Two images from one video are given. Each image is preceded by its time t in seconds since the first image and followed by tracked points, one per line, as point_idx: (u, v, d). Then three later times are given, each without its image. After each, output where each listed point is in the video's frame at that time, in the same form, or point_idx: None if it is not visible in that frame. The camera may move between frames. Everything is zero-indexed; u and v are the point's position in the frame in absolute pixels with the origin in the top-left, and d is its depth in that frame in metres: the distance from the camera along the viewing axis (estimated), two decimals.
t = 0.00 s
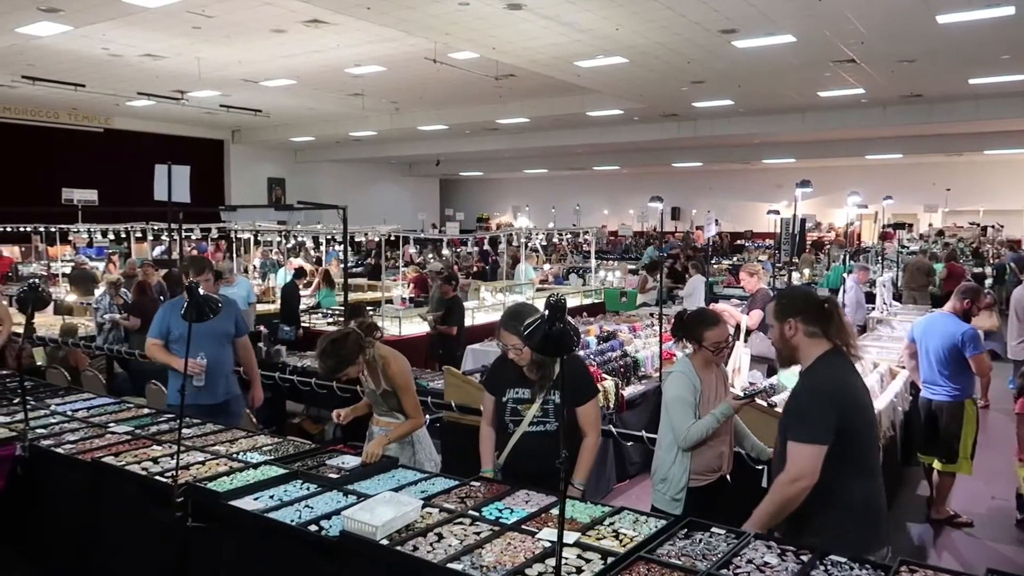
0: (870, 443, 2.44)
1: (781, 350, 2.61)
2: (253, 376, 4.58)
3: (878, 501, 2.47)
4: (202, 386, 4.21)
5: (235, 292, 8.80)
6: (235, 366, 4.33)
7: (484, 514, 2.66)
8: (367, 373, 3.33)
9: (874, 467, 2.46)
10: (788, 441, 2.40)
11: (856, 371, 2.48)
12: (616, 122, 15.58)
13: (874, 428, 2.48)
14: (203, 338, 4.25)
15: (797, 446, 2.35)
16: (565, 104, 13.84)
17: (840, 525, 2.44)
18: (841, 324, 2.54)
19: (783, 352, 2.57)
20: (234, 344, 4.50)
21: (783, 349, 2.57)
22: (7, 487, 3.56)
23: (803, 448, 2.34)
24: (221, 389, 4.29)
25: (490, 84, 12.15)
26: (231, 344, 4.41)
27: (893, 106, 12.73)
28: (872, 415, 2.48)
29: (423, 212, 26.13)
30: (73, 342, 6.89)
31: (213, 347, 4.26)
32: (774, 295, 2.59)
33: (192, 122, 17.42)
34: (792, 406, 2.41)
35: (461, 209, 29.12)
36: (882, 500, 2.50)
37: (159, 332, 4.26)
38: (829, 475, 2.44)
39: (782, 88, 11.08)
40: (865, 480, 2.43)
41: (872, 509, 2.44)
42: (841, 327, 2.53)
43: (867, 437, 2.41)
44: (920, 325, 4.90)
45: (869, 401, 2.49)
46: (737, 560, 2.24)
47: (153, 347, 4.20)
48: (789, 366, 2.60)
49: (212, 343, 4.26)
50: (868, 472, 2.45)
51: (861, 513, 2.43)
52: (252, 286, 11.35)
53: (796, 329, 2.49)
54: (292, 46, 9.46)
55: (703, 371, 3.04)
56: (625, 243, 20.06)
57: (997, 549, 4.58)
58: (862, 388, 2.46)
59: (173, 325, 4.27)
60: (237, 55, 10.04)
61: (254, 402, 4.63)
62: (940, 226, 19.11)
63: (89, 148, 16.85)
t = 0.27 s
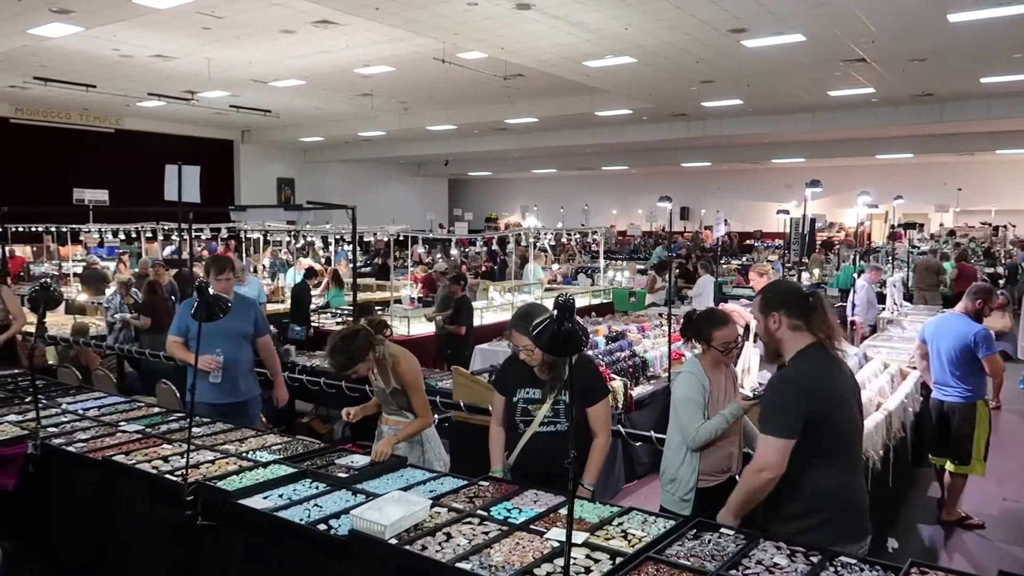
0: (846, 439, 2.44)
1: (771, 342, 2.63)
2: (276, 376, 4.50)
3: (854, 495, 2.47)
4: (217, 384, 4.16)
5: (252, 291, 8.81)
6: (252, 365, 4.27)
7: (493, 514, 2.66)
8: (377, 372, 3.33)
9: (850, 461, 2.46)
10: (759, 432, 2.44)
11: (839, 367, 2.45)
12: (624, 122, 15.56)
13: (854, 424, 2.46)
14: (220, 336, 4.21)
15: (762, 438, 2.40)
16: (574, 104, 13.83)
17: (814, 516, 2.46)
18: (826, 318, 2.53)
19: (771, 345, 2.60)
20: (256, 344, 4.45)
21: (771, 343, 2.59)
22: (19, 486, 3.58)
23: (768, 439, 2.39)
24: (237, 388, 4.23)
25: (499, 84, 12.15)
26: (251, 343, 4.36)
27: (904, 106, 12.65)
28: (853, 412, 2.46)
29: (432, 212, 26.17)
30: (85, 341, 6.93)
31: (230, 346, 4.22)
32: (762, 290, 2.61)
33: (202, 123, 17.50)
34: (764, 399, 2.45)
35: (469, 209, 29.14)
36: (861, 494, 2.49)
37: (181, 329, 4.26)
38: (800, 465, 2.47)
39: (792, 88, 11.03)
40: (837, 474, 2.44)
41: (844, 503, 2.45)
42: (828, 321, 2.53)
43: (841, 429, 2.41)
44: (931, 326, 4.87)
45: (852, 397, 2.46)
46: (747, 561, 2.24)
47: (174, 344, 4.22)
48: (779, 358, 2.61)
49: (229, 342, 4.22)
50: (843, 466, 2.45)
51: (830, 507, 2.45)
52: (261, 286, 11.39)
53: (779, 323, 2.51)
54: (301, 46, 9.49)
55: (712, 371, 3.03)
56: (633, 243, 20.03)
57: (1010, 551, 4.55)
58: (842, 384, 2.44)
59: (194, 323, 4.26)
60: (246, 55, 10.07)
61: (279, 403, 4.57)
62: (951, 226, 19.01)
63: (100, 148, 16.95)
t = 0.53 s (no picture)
0: (822, 435, 2.41)
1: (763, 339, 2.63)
2: (293, 373, 4.51)
3: (832, 491, 2.44)
4: (235, 383, 4.18)
5: (265, 289, 8.63)
6: (270, 363, 4.28)
7: (502, 514, 2.66)
8: (387, 370, 3.34)
9: (827, 458, 2.43)
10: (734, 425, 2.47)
11: (819, 363, 2.43)
12: (634, 121, 15.52)
13: (834, 421, 2.42)
14: (238, 334, 4.23)
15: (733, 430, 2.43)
16: (583, 104, 13.81)
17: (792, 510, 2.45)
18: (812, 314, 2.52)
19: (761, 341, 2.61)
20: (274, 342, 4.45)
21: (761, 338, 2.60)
22: (32, 483, 3.60)
23: (739, 432, 2.41)
24: (256, 386, 4.24)
25: (508, 83, 12.15)
26: (268, 342, 4.36)
27: (916, 105, 12.57)
28: (834, 409, 2.42)
29: (441, 212, 26.20)
30: (97, 340, 6.99)
31: (248, 344, 4.23)
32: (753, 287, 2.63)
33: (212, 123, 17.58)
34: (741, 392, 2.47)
35: (478, 209, 29.15)
36: (841, 492, 2.46)
37: (200, 328, 4.28)
38: (778, 460, 2.47)
39: (802, 87, 10.98)
40: (812, 471, 2.42)
41: (820, 500, 2.42)
42: (814, 317, 2.52)
43: (816, 425, 2.39)
44: (942, 326, 4.84)
45: (832, 394, 2.43)
46: (757, 561, 2.23)
47: (194, 343, 4.24)
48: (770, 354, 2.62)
49: (247, 340, 4.24)
50: (819, 463, 2.42)
51: (805, 501, 2.43)
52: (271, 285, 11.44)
53: (764, 318, 2.53)
54: (311, 46, 9.52)
55: (722, 372, 3.02)
56: (643, 243, 19.99)
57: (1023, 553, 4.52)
58: (821, 380, 2.41)
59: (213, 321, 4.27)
60: (257, 55, 10.12)
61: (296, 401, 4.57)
62: (964, 226, 18.87)
63: (112, 149, 17.05)
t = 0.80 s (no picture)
0: (791, 436, 2.41)
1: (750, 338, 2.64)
2: (302, 373, 4.54)
3: (804, 493, 2.43)
4: (250, 383, 4.19)
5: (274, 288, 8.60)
6: (282, 362, 4.30)
7: (508, 513, 2.66)
8: (394, 369, 3.34)
9: (797, 460, 2.42)
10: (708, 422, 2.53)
11: (793, 364, 2.42)
12: (641, 121, 15.50)
13: (807, 423, 2.40)
14: (251, 334, 4.23)
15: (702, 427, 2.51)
16: (590, 103, 13.81)
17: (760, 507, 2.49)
18: (793, 314, 2.51)
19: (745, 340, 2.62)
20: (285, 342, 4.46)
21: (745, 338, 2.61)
22: (41, 482, 3.63)
23: (709, 430, 2.48)
24: (270, 385, 4.26)
25: (515, 83, 12.15)
26: (280, 341, 4.37)
27: (925, 104, 12.52)
28: (806, 411, 2.40)
29: (448, 212, 26.23)
30: (106, 340, 7.01)
31: (261, 344, 4.24)
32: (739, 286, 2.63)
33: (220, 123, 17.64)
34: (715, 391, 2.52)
35: (485, 209, 29.16)
36: (814, 494, 2.44)
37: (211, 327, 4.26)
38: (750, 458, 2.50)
39: (810, 86, 10.95)
40: (781, 471, 2.43)
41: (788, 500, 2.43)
42: (796, 317, 2.52)
43: (782, 426, 2.40)
44: (952, 325, 4.82)
45: (806, 395, 2.41)
46: (764, 562, 2.22)
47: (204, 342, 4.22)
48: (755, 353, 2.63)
49: (260, 340, 4.24)
50: (789, 463, 2.43)
51: (774, 500, 2.45)
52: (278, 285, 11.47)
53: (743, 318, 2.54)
54: (318, 47, 9.55)
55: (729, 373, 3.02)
56: (650, 243, 19.97)
57: None
58: (792, 382, 2.40)
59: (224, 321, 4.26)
60: (264, 56, 10.15)
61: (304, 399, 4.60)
62: (973, 225, 18.78)
63: (121, 149, 17.13)
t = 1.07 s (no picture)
0: (752, 437, 2.46)
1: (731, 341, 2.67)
2: (310, 374, 4.55)
3: (767, 490, 2.47)
4: (264, 384, 4.19)
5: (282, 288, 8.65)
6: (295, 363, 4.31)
7: (515, 513, 2.66)
8: (401, 368, 3.35)
9: (760, 461, 2.46)
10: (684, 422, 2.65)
11: (761, 365, 2.46)
12: (648, 121, 15.50)
13: (769, 425, 2.44)
14: (265, 336, 4.23)
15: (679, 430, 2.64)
16: (597, 103, 13.80)
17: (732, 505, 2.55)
18: (772, 316, 2.55)
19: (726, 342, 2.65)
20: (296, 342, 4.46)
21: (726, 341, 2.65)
22: (50, 480, 3.65)
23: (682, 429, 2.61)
24: (282, 386, 4.27)
25: (522, 83, 12.16)
26: (292, 342, 4.38)
27: (934, 103, 12.46)
28: (768, 412, 2.44)
29: (455, 212, 26.25)
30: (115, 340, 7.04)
31: (275, 346, 4.24)
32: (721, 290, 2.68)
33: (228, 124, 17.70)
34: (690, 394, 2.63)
35: (492, 209, 29.18)
36: (778, 495, 2.47)
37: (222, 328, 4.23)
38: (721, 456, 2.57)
39: (817, 86, 10.91)
40: (744, 468, 2.49)
41: (750, 499, 2.49)
42: (776, 318, 2.56)
43: (744, 425, 2.46)
44: (960, 326, 4.80)
45: (769, 395, 2.44)
46: (771, 562, 2.22)
47: (217, 344, 4.19)
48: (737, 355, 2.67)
49: (274, 342, 4.24)
50: (753, 463, 2.47)
51: (737, 498, 2.51)
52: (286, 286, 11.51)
53: (723, 321, 2.60)
54: (326, 48, 9.58)
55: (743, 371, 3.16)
56: (657, 243, 19.94)
57: None
58: (756, 384, 2.45)
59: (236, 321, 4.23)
60: (272, 57, 10.18)
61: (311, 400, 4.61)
62: (982, 226, 18.69)
63: (129, 150, 17.22)
